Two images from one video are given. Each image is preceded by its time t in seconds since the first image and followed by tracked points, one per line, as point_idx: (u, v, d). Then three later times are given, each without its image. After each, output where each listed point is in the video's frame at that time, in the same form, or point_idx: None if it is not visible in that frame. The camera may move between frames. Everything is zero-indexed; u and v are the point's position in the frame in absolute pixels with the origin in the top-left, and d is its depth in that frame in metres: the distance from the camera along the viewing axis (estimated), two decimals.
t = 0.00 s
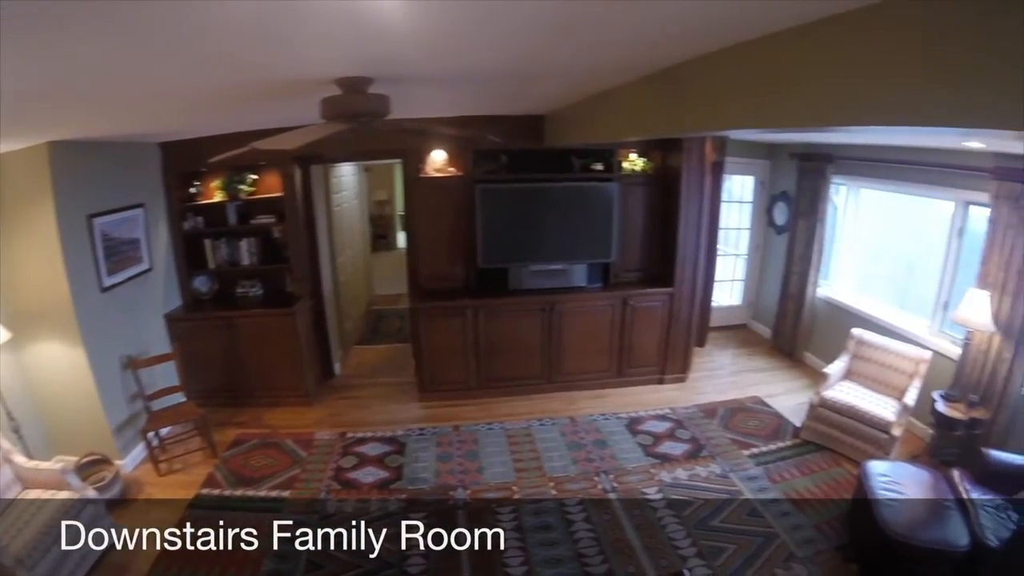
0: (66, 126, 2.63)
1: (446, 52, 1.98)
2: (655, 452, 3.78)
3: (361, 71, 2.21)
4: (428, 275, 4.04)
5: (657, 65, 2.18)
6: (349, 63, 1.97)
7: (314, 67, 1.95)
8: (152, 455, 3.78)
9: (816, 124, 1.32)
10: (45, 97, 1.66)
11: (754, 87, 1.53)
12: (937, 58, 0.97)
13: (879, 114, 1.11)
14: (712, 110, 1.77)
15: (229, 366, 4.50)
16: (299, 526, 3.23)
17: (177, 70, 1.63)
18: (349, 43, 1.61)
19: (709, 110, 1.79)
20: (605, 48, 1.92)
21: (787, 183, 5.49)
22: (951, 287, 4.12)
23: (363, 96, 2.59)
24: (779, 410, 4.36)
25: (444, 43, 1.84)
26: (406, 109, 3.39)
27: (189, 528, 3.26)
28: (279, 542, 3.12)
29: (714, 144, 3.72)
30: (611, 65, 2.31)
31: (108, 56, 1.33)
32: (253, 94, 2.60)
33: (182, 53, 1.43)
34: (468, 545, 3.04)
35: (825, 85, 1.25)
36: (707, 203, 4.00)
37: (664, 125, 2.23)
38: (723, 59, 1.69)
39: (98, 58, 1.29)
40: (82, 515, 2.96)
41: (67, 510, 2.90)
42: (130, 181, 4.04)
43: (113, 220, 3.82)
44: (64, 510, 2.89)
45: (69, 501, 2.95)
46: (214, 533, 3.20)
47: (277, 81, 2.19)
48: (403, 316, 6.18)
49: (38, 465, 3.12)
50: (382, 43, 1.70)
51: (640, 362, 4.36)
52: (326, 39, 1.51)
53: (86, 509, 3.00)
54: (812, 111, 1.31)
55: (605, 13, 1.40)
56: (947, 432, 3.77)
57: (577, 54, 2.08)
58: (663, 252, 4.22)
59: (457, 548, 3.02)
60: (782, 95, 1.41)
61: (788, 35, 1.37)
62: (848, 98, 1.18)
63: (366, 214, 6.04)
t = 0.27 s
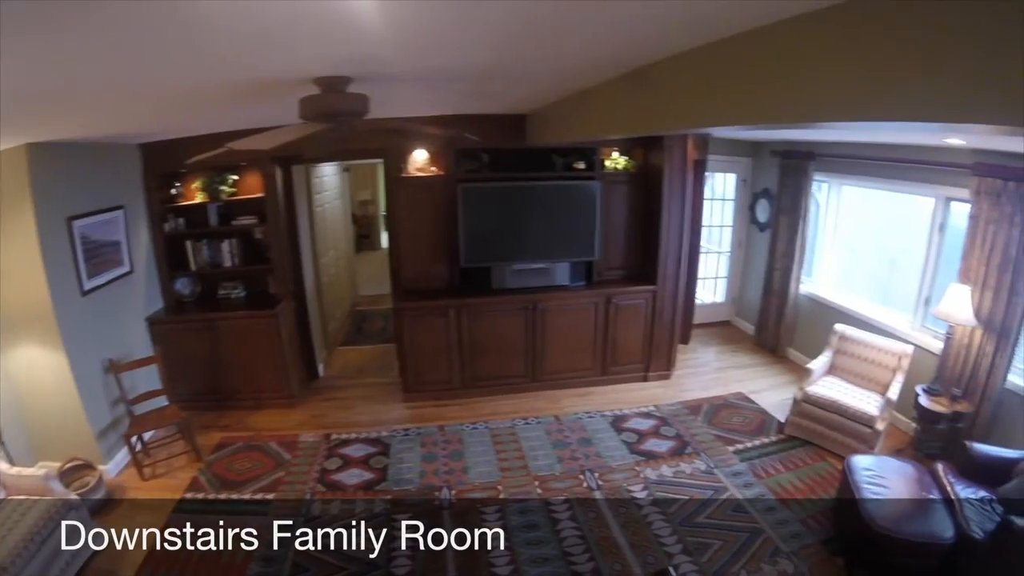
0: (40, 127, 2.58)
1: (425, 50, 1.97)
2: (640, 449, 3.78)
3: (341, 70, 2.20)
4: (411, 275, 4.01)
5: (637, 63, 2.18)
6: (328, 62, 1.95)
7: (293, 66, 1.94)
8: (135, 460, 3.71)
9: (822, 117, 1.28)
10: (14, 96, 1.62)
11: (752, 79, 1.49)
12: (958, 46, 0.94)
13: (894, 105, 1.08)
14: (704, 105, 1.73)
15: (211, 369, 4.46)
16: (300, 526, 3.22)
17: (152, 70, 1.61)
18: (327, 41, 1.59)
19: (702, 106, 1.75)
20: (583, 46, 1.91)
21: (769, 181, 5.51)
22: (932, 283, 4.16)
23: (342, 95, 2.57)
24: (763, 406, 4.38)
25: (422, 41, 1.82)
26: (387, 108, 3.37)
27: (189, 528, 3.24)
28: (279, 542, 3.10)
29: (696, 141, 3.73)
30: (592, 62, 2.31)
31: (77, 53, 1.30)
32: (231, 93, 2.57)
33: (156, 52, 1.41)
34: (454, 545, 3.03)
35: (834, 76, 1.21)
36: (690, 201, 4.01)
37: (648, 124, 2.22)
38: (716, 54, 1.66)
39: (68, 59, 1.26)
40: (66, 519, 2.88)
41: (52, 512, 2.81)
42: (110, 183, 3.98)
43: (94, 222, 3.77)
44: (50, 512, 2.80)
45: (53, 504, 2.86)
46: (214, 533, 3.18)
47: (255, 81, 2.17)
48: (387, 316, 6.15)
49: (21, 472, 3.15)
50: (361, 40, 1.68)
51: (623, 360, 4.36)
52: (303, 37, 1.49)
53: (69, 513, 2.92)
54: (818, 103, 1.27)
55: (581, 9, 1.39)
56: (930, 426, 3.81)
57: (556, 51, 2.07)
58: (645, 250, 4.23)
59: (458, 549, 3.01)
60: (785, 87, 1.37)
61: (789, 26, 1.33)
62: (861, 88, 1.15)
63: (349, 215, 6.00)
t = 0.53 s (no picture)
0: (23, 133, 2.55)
1: (410, 51, 1.96)
2: (631, 449, 3.78)
3: (326, 72, 2.18)
4: (400, 277, 3.99)
5: (622, 62, 2.18)
6: (312, 63, 1.94)
7: (277, 68, 1.92)
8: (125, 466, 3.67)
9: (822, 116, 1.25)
10: None
11: (747, 78, 1.46)
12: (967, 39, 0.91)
13: (899, 103, 1.04)
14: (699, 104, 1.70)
15: (201, 374, 4.43)
16: (300, 526, 3.22)
17: (133, 74, 1.59)
18: (310, 43, 1.58)
19: (696, 105, 1.73)
20: (568, 45, 1.90)
21: (757, 179, 5.53)
22: (920, 278, 4.19)
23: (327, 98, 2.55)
24: (753, 404, 4.39)
25: (406, 43, 1.81)
26: (374, 110, 3.35)
27: (190, 528, 3.25)
28: (279, 542, 3.11)
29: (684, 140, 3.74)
30: (578, 62, 2.30)
31: (54, 61, 1.28)
32: (216, 97, 2.55)
33: (135, 55, 1.39)
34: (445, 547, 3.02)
35: (835, 73, 1.18)
36: (677, 200, 4.02)
37: (639, 123, 2.20)
38: (709, 51, 1.63)
39: (44, 63, 1.25)
40: (56, 526, 2.83)
41: (42, 521, 2.75)
42: (97, 187, 3.95)
43: (81, 227, 3.73)
44: (39, 521, 2.74)
45: (43, 513, 2.80)
46: (214, 533, 3.19)
47: (239, 83, 2.14)
48: (376, 319, 6.13)
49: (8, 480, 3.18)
50: (343, 44, 1.66)
51: (613, 360, 4.36)
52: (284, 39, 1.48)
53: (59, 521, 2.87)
54: (819, 101, 1.23)
55: (564, 7, 1.38)
56: (920, 422, 3.82)
57: (541, 52, 2.06)
58: (634, 250, 4.23)
59: (456, 548, 3.01)
60: (782, 85, 1.33)
61: (785, 22, 1.30)
62: (863, 85, 1.11)
63: (337, 217, 5.98)
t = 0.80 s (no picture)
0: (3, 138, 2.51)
1: (394, 55, 1.95)
2: (619, 451, 3.78)
3: (309, 76, 2.17)
4: (387, 281, 3.97)
5: (606, 63, 2.17)
6: (295, 67, 1.92)
7: (259, 72, 1.91)
8: (113, 473, 3.63)
9: (814, 115, 1.20)
10: None
11: (734, 77, 1.41)
12: (970, 33, 0.86)
13: (895, 101, 1.00)
14: (685, 104, 1.66)
15: (188, 380, 4.39)
16: (299, 527, 3.23)
17: (110, 79, 1.57)
18: (290, 47, 1.56)
19: (681, 105, 1.68)
20: (550, 48, 1.90)
21: (743, 181, 5.55)
22: (906, 278, 4.22)
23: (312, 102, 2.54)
24: (741, 405, 4.40)
25: (388, 47, 1.80)
26: (360, 114, 3.34)
27: (189, 528, 3.27)
28: (279, 542, 3.12)
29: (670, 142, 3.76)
30: (562, 64, 2.30)
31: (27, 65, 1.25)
32: (199, 101, 2.53)
33: (111, 59, 1.37)
34: (434, 551, 3.00)
35: (826, 71, 1.13)
36: (664, 202, 4.03)
37: (626, 125, 2.16)
38: (695, 50, 1.58)
39: (17, 69, 1.23)
40: (43, 535, 2.78)
41: (28, 529, 2.70)
42: (82, 192, 3.91)
43: (66, 233, 3.68)
44: (25, 530, 2.69)
45: (29, 521, 2.75)
46: (214, 533, 3.21)
47: (222, 87, 2.12)
48: (365, 323, 6.11)
49: None
50: (323, 48, 1.65)
51: (601, 362, 4.37)
52: (262, 42, 1.46)
53: (46, 530, 2.82)
54: (813, 100, 1.18)
55: (544, 9, 1.37)
56: (909, 420, 3.83)
57: (524, 54, 2.05)
58: (621, 252, 4.24)
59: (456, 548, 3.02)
60: (771, 83, 1.29)
61: (772, 18, 1.26)
62: (857, 83, 1.07)
63: (325, 221, 5.96)
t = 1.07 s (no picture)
0: None
1: (378, 58, 1.94)
2: (607, 453, 3.78)
3: (295, 80, 2.16)
4: (373, 283, 3.95)
5: (591, 65, 2.17)
6: (279, 71, 1.91)
7: (244, 75, 1.90)
8: (100, 478, 3.58)
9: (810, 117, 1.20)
10: None
11: (727, 77, 1.41)
12: (975, 36, 0.87)
13: (897, 100, 1.00)
14: (675, 106, 1.65)
15: (174, 383, 4.35)
16: (299, 526, 3.23)
17: (88, 81, 1.54)
18: (272, 50, 1.55)
19: (672, 107, 1.67)
20: (534, 50, 1.90)
21: (730, 183, 5.58)
22: (892, 279, 4.25)
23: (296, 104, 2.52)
24: (728, 406, 4.41)
25: (370, 49, 1.79)
26: (347, 116, 3.32)
27: (189, 528, 3.27)
28: (279, 542, 3.12)
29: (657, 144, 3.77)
30: (547, 67, 2.30)
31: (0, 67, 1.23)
32: (183, 104, 2.50)
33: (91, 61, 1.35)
34: (422, 555, 2.99)
35: (824, 71, 1.13)
36: (650, 204, 4.04)
37: (614, 128, 2.15)
38: (684, 50, 1.58)
39: None
40: (29, 540, 2.74)
41: (13, 535, 2.66)
42: (67, 194, 3.86)
43: (51, 235, 3.64)
44: (10, 536, 2.64)
45: (14, 527, 2.70)
46: (214, 533, 3.21)
47: (205, 90, 2.11)
48: (352, 326, 6.08)
49: None
50: (305, 50, 1.63)
51: (589, 364, 4.37)
52: (244, 46, 1.45)
53: (31, 536, 2.77)
54: (809, 102, 1.18)
55: (527, 11, 1.37)
56: (895, 420, 3.85)
57: (508, 57, 2.05)
58: (608, 254, 4.25)
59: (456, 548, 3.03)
60: (768, 83, 1.28)
61: (766, 22, 1.25)
62: (859, 85, 1.06)
63: (312, 223, 5.93)
